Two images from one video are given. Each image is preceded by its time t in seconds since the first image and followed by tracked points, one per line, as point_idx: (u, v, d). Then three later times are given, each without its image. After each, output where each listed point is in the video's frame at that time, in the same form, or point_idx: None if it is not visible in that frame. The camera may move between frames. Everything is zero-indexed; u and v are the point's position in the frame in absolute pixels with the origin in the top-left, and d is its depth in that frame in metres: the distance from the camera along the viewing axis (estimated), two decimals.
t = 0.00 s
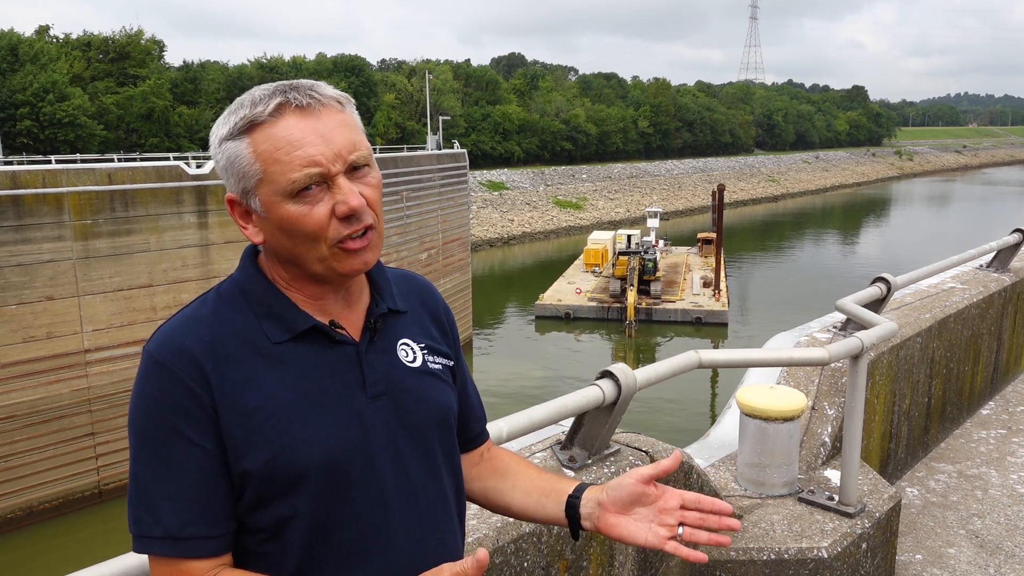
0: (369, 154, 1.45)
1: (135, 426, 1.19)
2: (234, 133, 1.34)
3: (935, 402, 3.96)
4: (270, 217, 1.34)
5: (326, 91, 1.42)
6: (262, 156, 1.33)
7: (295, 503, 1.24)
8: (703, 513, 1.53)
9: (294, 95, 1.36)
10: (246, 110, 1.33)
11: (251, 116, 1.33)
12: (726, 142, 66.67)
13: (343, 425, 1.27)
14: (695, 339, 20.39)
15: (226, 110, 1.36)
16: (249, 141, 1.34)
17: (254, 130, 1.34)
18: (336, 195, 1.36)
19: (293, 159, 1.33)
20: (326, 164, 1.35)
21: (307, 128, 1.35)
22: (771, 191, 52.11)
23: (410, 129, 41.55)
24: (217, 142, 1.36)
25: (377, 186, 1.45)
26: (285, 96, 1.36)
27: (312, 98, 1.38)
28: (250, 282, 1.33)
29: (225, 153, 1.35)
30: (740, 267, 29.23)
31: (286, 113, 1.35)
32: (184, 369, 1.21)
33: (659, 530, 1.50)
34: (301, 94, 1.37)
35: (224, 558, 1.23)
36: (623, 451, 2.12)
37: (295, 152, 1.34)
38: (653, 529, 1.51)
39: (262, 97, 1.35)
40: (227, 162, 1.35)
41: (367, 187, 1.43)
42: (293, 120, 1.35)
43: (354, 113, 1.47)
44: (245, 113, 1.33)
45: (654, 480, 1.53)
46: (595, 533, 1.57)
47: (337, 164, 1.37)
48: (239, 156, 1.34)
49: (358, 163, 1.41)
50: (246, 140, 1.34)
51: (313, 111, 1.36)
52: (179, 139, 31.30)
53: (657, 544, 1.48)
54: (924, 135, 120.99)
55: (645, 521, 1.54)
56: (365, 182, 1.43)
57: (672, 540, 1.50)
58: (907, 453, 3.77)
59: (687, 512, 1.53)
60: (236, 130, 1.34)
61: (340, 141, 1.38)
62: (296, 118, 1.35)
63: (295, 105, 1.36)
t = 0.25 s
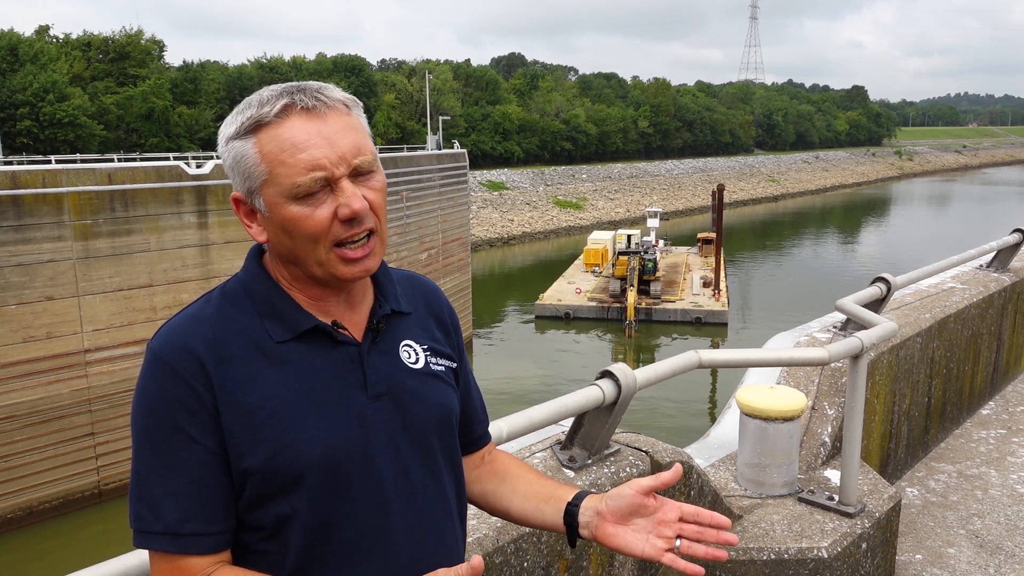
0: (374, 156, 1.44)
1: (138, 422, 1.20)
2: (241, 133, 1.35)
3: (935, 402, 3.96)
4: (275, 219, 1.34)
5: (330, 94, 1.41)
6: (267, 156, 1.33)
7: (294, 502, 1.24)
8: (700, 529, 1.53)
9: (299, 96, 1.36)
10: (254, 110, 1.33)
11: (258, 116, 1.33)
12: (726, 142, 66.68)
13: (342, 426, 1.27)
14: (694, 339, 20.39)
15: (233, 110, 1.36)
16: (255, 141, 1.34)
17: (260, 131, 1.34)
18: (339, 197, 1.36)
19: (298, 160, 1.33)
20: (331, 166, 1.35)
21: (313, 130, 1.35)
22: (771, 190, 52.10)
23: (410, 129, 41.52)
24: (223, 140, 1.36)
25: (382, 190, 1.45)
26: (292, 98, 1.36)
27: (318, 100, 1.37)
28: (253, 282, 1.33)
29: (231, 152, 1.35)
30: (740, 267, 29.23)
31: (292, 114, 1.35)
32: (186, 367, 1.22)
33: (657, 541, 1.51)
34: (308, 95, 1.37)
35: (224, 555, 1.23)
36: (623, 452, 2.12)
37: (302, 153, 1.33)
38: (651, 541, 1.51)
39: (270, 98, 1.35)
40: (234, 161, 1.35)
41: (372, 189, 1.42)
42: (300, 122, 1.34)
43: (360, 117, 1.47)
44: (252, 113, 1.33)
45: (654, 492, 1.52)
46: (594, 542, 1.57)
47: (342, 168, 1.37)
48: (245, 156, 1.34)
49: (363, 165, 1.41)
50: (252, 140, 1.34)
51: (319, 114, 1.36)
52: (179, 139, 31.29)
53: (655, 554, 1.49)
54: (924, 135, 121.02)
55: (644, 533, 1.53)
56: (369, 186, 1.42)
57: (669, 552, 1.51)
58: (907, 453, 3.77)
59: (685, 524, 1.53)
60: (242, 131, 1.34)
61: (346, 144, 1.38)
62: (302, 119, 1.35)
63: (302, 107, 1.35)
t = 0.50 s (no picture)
0: (382, 159, 1.44)
1: (144, 421, 1.20)
2: (251, 134, 1.34)
3: (935, 402, 3.96)
4: (284, 219, 1.34)
5: (341, 97, 1.41)
6: (277, 158, 1.33)
7: (298, 500, 1.24)
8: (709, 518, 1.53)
9: (311, 99, 1.36)
10: (264, 111, 1.33)
11: (269, 117, 1.33)
12: (726, 142, 66.68)
13: (346, 426, 1.27)
14: (694, 339, 20.39)
15: (244, 110, 1.35)
16: (265, 143, 1.33)
17: (271, 132, 1.33)
18: (348, 200, 1.35)
19: (308, 162, 1.33)
20: (341, 169, 1.35)
21: (324, 132, 1.35)
22: (771, 190, 52.10)
23: (410, 129, 41.52)
24: (233, 140, 1.36)
25: (389, 193, 1.45)
26: (302, 100, 1.36)
27: (328, 103, 1.37)
28: (260, 281, 1.33)
29: (241, 151, 1.35)
30: (740, 267, 29.23)
31: (303, 115, 1.34)
32: (193, 365, 1.22)
33: (666, 533, 1.51)
34: (319, 97, 1.37)
35: (229, 551, 1.23)
36: (623, 452, 2.12)
37: (313, 155, 1.33)
38: (660, 533, 1.51)
39: (281, 98, 1.35)
40: (242, 162, 1.35)
41: (379, 191, 1.42)
42: (312, 124, 1.35)
43: (370, 119, 1.47)
44: (262, 114, 1.33)
45: (662, 483, 1.53)
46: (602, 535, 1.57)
47: (351, 170, 1.36)
48: (255, 157, 1.34)
49: (372, 168, 1.41)
50: (262, 141, 1.34)
51: (330, 116, 1.36)
52: (178, 139, 31.29)
53: (665, 546, 1.49)
54: (924, 135, 121.02)
55: (652, 524, 1.54)
56: (377, 187, 1.42)
57: (679, 543, 1.51)
58: (907, 453, 3.77)
59: (693, 515, 1.53)
60: (252, 132, 1.34)
61: (356, 146, 1.38)
62: (313, 122, 1.35)
63: (313, 108, 1.35)
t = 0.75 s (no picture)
0: (388, 159, 1.44)
1: (149, 419, 1.20)
2: (256, 132, 1.34)
3: (935, 402, 3.96)
4: (288, 218, 1.34)
5: (347, 97, 1.41)
6: (282, 157, 1.33)
7: (300, 499, 1.24)
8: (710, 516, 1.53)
9: (317, 98, 1.36)
10: (269, 111, 1.34)
11: (274, 117, 1.33)
12: (726, 142, 66.66)
13: (348, 425, 1.26)
14: (694, 339, 20.39)
15: (250, 109, 1.35)
16: (270, 142, 1.33)
17: (276, 131, 1.33)
18: (352, 200, 1.35)
19: (314, 161, 1.33)
20: (347, 169, 1.35)
21: (330, 132, 1.34)
22: (771, 190, 52.09)
23: (410, 129, 41.52)
24: (238, 140, 1.36)
25: (393, 193, 1.45)
26: (309, 100, 1.35)
27: (335, 103, 1.37)
28: (263, 280, 1.33)
29: (245, 151, 1.34)
30: (740, 267, 29.22)
31: (310, 116, 1.34)
32: (196, 364, 1.22)
33: (666, 532, 1.51)
34: (325, 96, 1.37)
35: (233, 552, 1.23)
36: (623, 452, 2.12)
37: (318, 155, 1.33)
38: (661, 532, 1.51)
39: (287, 98, 1.35)
40: (247, 161, 1.35)
41: (385, 191, 1.42)
42: (318, 124, 1.34)
43: (375, 120, 1.47)
44: (268, 114, 1.33)
45: (663, 482, 1.52)
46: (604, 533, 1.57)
47: (356, 170, 1.36)
48: (259, 156, 1.34)
49: (377, 168, 1.41)
50: (268, 140, 1.34)
51: (336, 116, 1.36)
52: (178, 139, 31.27)
53: (665, 545, 1.49)
54: (924, 136, 121.00)
55: (653, 523, 1.53)
56: (381, 188, 1.42)
57: (680, 541, 1.51)
58: (906, 453, 3.78)
59: (694, 513, 1.53)
60: (258, 130, 1.33)
61: (361, 147, 1.38)
62: (319, 122, 1.35)
63: (319, 109, 1.35)
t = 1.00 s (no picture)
0: (393, 161, 1.44)
1: (148, 419, 1.20)
2: (266, 130, 1.33)
3: (935, 402, 3.96)
4: (294, 217, 1.34)
5: (356, 97, 1.41)
6: (293, 154, 1.32)
7: (299, 499, 1.24)
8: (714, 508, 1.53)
9: (329, 98, 1.36)
10: (280, 108, 1.33)
11: (285, 115, 1.32)
12: (726, 142, 66.65)
13: (345, 424, 1.27)
14: (694, 339, 20.38)
15: (258, 106, 1.35)
16: (280, 139, 1.33)
17: (286, 128, 1.33)
18: (361, 200, 1.35)
19: (324, 161, 1.33)
20: (357, 169, 1.35)
21: (340, 132, 1.35)
22: (771, 191, 52.08)
23: (410, 129, 41.52)
24: (247, 136, 1.35)
25: (399, 194, 1.45)
26: (321, 99, 1.36)
27: (347, 103, 1.37)
28: (263, 281, 1.33)
29: (254, 147, 1.34)
30: (739, 267, 29.22)
31: (322, 115, 1.34)
32: (196, 365, 1.22)
33: (669, 528, 1.50)
34: (336, 97, 1.37)
35: (232, 552, 1.23)
36: (622, 452, 2.12)
37: (328, 155, 1.33)
38: (663, 527, 1.50)
39: (298, 96, 1.35)
40: (255, 157, 1.34)
41: (390, 193, 1.42)
42: (328, 123, 1.34)
43: (383, 121, 1.47)
44: (278, 112, 1.33)
45: (664, 477, 1.52)
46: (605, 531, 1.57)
47: (366, 171, 1.36)
48: (269, 153, 1.33)
49: (384, 170, 1.41)
50: (278, 137, 1.33)
51: (348, 117, 1.36)
52: (178, 139, 31.27)
53: (668, 541, 1.48)
54: (924, 135, 120.95)
55: (655, 519, 1.53)
56: (388, 190, 1.42)
57: (683, 537, 1.50)
58: (907, 453, 3.77)
59: (697, 508, 1.52)
60: (268, 127, 1.33)
61: (372, 148, 1.38)
62: (330, 121, 1.34)
63: (332, 109, 1.35)
